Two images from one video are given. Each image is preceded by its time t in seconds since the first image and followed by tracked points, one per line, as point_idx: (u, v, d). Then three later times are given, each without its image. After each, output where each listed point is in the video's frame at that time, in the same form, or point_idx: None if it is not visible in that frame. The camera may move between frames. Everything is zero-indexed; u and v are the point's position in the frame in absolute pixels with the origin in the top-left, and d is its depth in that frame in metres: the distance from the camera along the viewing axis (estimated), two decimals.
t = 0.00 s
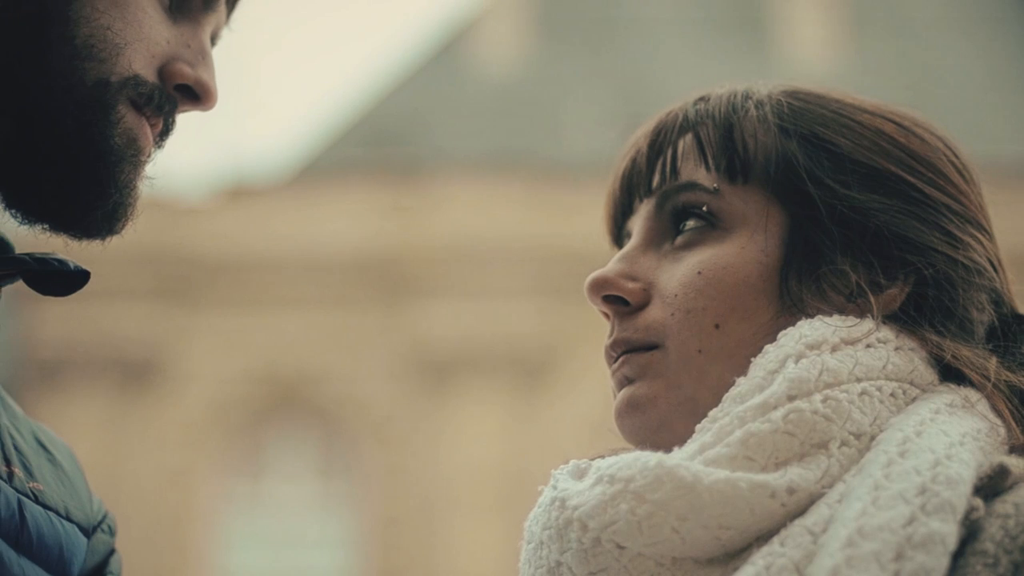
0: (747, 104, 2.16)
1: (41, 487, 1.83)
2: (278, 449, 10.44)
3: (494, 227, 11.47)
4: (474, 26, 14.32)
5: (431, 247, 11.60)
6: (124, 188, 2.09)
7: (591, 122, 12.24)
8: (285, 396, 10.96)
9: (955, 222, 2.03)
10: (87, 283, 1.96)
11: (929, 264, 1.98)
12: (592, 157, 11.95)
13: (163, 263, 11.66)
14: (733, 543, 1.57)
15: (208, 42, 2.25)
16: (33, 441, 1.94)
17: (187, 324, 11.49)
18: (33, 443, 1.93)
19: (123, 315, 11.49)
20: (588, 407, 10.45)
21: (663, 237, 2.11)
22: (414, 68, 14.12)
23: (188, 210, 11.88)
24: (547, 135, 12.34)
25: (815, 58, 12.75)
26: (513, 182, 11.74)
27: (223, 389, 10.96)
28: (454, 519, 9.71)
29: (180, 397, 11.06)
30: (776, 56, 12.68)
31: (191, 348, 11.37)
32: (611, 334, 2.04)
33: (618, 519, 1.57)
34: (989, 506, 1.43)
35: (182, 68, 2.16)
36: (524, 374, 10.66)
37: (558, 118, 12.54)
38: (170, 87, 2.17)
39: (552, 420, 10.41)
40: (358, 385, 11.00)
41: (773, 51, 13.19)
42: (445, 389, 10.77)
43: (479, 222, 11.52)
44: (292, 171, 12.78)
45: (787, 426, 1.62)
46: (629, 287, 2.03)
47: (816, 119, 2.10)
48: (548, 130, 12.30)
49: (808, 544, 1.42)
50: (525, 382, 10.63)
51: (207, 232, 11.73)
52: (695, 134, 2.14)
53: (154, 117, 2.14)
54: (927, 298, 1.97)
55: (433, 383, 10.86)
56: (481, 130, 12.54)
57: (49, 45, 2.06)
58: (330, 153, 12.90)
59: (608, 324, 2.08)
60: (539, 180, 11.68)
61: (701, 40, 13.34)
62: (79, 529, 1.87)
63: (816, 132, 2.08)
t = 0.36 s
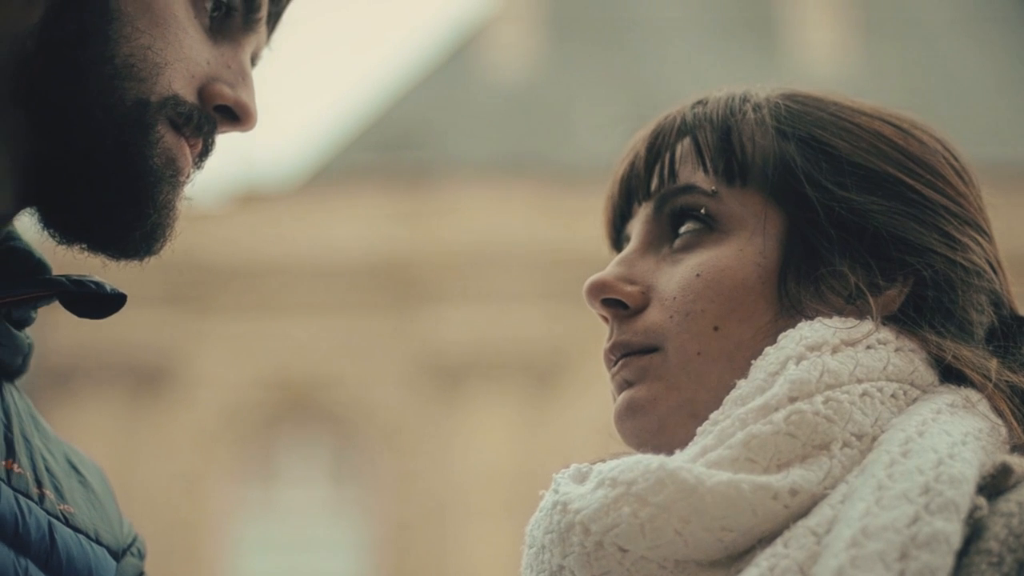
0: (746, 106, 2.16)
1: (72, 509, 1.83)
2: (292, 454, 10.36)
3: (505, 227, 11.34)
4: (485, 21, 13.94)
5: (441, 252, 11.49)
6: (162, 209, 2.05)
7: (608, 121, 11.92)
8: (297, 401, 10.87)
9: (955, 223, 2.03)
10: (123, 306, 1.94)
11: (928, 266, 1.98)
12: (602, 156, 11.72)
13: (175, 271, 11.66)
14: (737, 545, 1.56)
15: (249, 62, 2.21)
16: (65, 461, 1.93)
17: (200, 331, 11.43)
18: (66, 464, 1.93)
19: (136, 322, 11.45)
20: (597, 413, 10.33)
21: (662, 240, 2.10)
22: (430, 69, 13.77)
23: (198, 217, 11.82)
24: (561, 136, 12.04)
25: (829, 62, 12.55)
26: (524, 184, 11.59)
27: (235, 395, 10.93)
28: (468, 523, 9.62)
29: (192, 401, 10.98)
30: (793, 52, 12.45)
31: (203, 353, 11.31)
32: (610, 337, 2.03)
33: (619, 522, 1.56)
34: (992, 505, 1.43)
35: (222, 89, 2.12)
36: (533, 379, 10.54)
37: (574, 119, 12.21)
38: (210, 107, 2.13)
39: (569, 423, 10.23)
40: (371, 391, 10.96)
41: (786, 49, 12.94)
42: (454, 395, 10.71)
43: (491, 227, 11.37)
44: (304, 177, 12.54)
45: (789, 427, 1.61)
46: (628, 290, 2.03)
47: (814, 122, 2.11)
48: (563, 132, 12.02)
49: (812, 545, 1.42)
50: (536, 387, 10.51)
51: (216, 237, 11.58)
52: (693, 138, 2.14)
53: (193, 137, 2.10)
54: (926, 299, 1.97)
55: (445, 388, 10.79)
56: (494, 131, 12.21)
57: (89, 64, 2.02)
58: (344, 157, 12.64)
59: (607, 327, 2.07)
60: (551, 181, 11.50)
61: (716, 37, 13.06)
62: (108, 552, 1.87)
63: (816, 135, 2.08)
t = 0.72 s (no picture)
0: (744, 108, 2.16)
1: (93, 527, 1.84)
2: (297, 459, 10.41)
3: (514, 231, 11.24)
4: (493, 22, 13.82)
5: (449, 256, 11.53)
6: (190, 227, 2.06)
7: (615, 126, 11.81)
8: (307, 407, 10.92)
9: (953, 224, 2.03)
10: (147, 324, 1.95)
11: (925, 266, 1.98)
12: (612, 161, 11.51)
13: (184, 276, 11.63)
14: (738, 547, 1.56)
15: (277, 79, 2.22)
16: (87, 480, 1.92)
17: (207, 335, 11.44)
18: (88, 483, 1.92)
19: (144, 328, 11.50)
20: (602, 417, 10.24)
21: (660, 242, 2.11)
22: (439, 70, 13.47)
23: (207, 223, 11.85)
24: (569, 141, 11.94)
25: (837, 64, 12.45)
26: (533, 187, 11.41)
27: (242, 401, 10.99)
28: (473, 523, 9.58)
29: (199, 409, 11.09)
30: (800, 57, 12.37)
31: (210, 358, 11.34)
32: (608, 339, 2.04)
33: (620, 525, 1.56)
34: (992, 503, 1.42)
35: (251, 106, 2.13)
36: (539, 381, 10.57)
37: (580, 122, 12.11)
38: (239, 125, 2.13)
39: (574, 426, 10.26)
40: (381, 395, 11.01)
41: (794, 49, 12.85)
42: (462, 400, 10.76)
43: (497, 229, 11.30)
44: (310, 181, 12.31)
45: (788, 428, 1.61)
46: (625, 291, 2.03)
47: (811, 123, 2.11)
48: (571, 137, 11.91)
49: (813, 546, 1.42)
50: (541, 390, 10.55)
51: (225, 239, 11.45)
52: (691, 141, 2.14)
53: (222, 154, 2.10)
54: (925, 298, 1.96)
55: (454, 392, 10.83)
56: (501, 135, 12.10)
57: (117, 80, 2.03)
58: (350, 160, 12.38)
59: (604, 329, 2.07)
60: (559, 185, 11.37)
61: (724, 37, 12.95)
62: (130, 571, 1.87)
63: (813, 136, 2.09)
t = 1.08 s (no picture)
0: (745, 111, 2.17)
1: (121, 549, 1.83)
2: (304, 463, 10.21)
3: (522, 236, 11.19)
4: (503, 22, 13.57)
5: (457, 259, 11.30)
6: (227, 244, 2.09)
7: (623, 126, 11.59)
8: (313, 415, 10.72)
9: (954, 226, 2.03)
10: (180, 348, 1.94)
11: (927, 268, 1.98)
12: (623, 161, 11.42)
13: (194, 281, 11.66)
14: (741, 549, 1.56)
15: (313, 98, 2.24)
16: (114, 500, 1.92)
17: (215, 336, 11.12)
18: (116, 504, 1.92)
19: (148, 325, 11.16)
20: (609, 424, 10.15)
21: (661, 245, 2.11)
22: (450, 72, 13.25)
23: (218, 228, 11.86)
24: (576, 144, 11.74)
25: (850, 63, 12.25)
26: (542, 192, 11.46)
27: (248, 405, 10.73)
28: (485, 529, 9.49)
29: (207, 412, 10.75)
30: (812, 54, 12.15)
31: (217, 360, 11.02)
32: (610, 341, 2.04)
33: (623, 527, 1.56)
34: (997, 501, 1.42)
35: (288, 126, 2.15)
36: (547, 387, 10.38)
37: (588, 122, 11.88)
38: (276, 143, 2.16)
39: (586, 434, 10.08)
40: (389, 403, 10.78)
41: (805, 47, 12.64)
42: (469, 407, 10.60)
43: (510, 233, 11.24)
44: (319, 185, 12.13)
45: (790, 429, 1.61)
46: (627, 294, 2.03)
47: (811, 126, 2.11)
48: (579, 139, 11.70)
49: (817, 546, 1.41)
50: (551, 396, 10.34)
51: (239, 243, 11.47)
52: (692, 144, 2.15)
53: (259, 172, 2.12)
54: (927, 299, 1.96)
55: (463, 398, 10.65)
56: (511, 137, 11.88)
57: (155, 99, 2.07)
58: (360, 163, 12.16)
59: (606, 332, 2.08)
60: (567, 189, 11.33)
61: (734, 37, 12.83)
62: None
63: (814, 138, 2.09)
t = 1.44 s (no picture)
0: (753, 112, 2.17)
1: (151, 565, 1.86)
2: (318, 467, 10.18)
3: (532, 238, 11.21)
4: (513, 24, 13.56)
5: (468, 260, 11.31)
6: (267, 263, 2.05)
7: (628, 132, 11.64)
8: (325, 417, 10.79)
9: (963, 225, 2.02)
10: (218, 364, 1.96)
11: (936, 266, 1.97)
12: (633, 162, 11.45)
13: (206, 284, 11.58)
14: (751, 547, 1.55)
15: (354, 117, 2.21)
16: (145, 518, 1.95)
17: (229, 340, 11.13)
18: (147, 521, 1.95)
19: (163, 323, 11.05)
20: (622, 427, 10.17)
21: (671, 246, 2.11)
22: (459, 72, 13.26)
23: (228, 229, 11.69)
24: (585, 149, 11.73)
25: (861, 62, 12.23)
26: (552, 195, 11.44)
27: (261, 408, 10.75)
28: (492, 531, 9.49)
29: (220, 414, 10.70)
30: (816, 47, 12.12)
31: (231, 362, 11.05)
32: (620, 342, 2.04)
33: (631, 526, 1.56)
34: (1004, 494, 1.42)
35: (329, 144, 2.11)
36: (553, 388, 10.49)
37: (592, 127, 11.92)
38: (317, 162, 2.12)
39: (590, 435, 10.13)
40: (399, 406, 10.89)
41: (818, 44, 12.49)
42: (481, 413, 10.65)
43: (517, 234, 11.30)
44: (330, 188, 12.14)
45: (798, 426, 1.61)
46: (637, 295, 2.03)
47: (822, 126, 2.11)
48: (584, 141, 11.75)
49: (824, 542, 1.41)
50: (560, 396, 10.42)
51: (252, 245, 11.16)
52: (701, 146, 2.15)
53: (299, 191, 2.08)
54: (936, 296, 1.95)
55: (474, 401, 10.72)
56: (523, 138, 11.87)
57: (196, 117, 2.04)
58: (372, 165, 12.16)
59: (617, 333, 2.08)
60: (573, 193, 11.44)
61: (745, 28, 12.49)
62: None
63: (823, 138, 2.09)
